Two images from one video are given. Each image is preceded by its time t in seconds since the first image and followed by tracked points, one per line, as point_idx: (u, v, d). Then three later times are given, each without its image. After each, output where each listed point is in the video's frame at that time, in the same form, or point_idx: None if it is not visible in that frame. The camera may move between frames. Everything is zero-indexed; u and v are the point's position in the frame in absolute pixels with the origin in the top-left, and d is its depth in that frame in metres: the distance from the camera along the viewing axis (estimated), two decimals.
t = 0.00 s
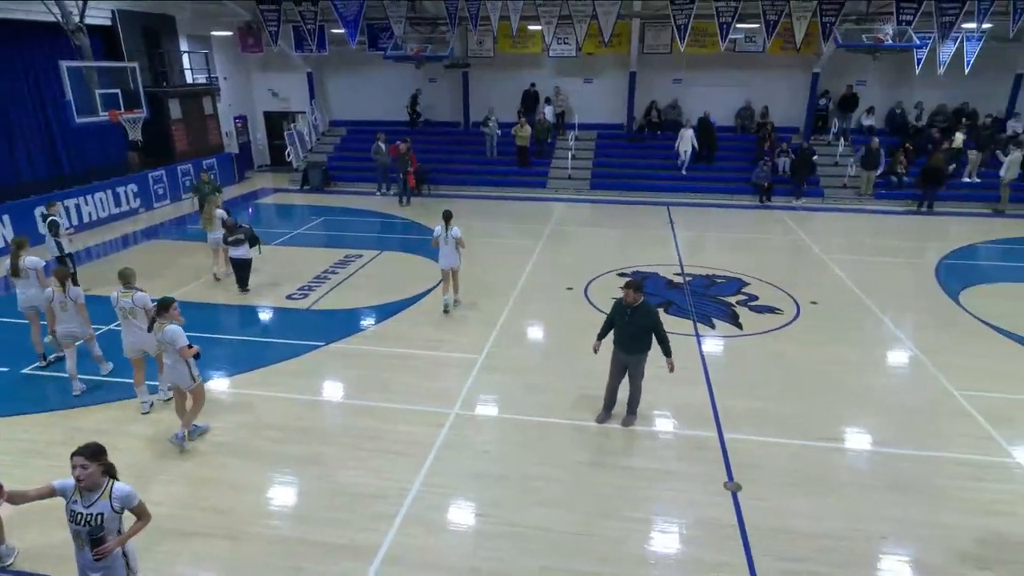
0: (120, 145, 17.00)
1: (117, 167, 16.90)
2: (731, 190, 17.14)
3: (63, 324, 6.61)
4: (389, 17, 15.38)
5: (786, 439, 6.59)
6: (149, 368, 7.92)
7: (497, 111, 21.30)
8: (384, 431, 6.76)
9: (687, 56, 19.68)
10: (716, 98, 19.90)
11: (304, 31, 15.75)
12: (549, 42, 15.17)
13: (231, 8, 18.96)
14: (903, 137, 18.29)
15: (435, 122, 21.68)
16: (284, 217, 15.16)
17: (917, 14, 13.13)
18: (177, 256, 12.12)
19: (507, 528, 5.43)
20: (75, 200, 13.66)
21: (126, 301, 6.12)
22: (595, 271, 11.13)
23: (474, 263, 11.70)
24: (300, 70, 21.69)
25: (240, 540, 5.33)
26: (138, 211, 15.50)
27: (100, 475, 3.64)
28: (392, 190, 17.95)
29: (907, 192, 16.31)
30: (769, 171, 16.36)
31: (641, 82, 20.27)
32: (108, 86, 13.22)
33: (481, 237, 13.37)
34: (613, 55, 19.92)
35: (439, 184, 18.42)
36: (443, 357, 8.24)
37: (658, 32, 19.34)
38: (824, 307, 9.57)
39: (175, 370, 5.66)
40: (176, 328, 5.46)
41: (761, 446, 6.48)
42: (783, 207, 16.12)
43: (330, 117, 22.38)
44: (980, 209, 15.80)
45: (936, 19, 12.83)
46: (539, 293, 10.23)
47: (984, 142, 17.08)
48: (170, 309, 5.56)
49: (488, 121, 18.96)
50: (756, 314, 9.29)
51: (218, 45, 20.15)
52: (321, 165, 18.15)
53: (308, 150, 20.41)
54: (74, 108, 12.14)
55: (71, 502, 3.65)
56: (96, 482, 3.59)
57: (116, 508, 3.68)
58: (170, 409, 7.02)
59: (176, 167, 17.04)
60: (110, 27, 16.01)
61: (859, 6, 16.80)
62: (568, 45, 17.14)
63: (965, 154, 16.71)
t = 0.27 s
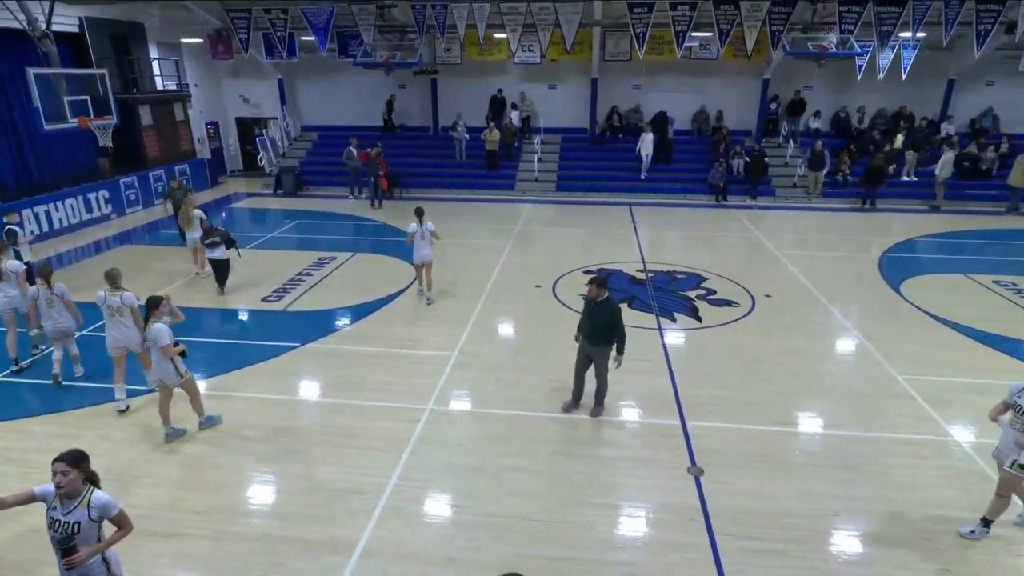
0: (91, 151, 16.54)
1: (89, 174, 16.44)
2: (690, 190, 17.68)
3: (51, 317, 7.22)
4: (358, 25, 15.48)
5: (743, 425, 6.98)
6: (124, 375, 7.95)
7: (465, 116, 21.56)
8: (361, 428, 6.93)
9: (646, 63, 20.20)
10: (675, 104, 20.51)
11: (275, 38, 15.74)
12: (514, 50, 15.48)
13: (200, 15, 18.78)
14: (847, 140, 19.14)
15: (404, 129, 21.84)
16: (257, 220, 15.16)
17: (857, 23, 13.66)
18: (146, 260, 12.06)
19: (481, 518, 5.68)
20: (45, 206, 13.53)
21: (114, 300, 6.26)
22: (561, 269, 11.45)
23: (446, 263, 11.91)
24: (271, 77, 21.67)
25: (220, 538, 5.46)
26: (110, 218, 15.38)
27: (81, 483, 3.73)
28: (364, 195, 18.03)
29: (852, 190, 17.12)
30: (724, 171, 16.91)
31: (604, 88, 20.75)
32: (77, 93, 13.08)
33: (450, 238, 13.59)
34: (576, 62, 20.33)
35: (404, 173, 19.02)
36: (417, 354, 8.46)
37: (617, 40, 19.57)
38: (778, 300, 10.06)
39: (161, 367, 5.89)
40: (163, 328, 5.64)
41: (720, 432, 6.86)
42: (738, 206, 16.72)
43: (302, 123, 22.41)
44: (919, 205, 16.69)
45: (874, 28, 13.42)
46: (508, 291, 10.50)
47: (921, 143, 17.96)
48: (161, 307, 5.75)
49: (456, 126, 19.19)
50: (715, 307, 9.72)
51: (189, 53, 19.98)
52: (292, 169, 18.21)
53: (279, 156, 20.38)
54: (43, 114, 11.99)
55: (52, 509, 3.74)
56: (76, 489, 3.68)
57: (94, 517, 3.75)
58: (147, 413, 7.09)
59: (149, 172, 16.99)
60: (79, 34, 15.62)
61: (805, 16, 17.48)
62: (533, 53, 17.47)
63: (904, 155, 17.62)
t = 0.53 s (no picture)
0: (74, 157, 16.21)
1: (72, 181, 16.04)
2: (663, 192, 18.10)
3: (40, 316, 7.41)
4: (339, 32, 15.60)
5: (715, 416, 7.28)
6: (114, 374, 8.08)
7: (445, 121, 21.76)
8: (347, 426, 7.09)
9: (619, 70, 20.61)
10: (649, 109, 20.96)
11: (257, 46, 15.86)
12: (492, 57, 15.72)
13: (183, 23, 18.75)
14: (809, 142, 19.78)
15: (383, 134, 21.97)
16: (240, 223, 15.17)
17: (819, 32, 14.24)
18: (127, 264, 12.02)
19: (466, 510, 5.88)
20: (28, 212, 13.34)
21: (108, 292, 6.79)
22: (540, 269, 11.71)
23: (427, 264, 12.09)
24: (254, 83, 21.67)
25: (210, 535, 5.56)
26: (94, 223, 15.21)
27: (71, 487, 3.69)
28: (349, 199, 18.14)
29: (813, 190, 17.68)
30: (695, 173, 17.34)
31: (579, 94, 21.12)
32: (58, 100, 13.04)
33: (429, 239, 13.76)
34: (551, 69, 20.67)
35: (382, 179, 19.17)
36: (401, 353, 8.63)
37: (591, 48, 19.34)
38: (748, 296, 10.45)
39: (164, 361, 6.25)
40: (166, 326, 5.98)
41: (695, 423, 7.17)
42: (708, 207, 17.15)
43: (285, 128, 22.48)
44: (877, 205, 17.32)
45: (834, 36, 13.96)
46: (488, 290, 10.72)
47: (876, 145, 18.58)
48: (163, 307, 6.02)
49: (437, 130, 19.38)
50: (688, 304, 10.07)
51: (173, 61, 19.94)
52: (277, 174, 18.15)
53: (265, 160, 20.67)
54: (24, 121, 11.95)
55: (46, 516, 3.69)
56: (71, 493, 3.64)
57: (91, 520, 3.73)
58: (135, 416, 7.17)
59: (135, 177, 16.94)
60: (60, 41, 15.47)
61: (768, 24, 18.01)
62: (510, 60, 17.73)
63: (862, 157, 18.26)
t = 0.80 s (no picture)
0: (73, 162, 16.20)
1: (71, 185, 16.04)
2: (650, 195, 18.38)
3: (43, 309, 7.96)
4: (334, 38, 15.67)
5: (702, 411, 7.52)
6: (116, 373, 8.21)
7: (438, 125, 21.91)
8: (345, 423, 7.25)
9: (607, 76, 20.85)
10: (637, 114, 21.23)
11: (253, 52, 15.92)
12: (483, 63, 15.88)
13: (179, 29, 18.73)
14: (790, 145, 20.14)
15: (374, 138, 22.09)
16: (238, 225, 15.27)
17: (799, 39, 14.45)
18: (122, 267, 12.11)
19: (461, 504, 6.05)
20: (26, 216, 13.30)
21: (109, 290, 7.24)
22: (531, 269, 11.90)
23: (420, 265, 12.25)
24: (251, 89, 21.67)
25: (210, 532, 5.69)
26: (93, 227, 15.21)
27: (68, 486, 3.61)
28: (344, 202, 18.29)
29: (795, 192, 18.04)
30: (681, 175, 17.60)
31: (569, 98, 21.33)
32: (58, 105, 12.90)
33: (421, 241, 13.92)
34: (541, 74, 20.86)
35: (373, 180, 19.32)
36: (395, 352, 8.79)
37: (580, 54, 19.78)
38: (732, 294, 10.71)
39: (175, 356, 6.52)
40: (176, 321, 6.25)
41: (682, 418, 7.39)
42: (693, 208, 17.43)
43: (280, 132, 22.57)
44: (854, 206, 17.72)
45: (814, 44, 14.24)
46: (481, 290, 10.90)
47: (855, 148, 18.97)
48: (173, 303, 6.27)
49: (429, 134, 19.54)
50: (674, 302, 10.31)
51: (168, 65, 19.93)
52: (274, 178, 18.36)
53: (261, 164, 20.95)
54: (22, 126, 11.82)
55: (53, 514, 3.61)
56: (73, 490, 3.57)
57: (99, 515, 3.67)
58: (135, 415, 7.29)
59: (133, 182, 16.95)
60: (58, 47, 15.36)
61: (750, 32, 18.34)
62: (501, 66, 17.88)
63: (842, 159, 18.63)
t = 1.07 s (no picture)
0: (84, 164, 16.59)
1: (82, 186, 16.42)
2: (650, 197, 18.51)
3: (62, 301, 8.26)
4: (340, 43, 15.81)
5: (699, 409, 7.66)
6: (128, 371, 8.36)
7: (442, 128, 22.08)
8: (350, 420, 7.39)
9: (609, 79, 20.99)
10: (638, 117, 21.37)
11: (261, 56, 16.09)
12: (486, 67, 16.00)
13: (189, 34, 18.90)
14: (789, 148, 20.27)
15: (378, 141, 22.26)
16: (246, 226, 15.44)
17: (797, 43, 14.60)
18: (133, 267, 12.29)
19: (463, 500, 6.19)
20: (39, 216, 13.47)
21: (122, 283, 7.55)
22: (532, 269, 12.05)
23: (424, 266, 12.39)
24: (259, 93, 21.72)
25: (218, 526, 5.83)
26: (105, 228, 15.39)
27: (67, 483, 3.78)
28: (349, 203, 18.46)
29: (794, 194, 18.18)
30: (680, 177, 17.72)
31: (570, 102, 21.48)
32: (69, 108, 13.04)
33: (424, 242, 14.07)
34: (543, 78, 21.02)
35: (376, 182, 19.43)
36: (399, 351, 8.94)
37: (582, 59, 19.16)
38: (731, 294, 10.84)
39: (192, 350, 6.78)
40: (197, 316, 6.52)
41: (681, 416, 7.53)
42: (693, 210, 17.56)
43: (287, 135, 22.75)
44: (852, 207, 17.82)
45: (811, 48, 14.40)
46: (484, 290, 11.04)
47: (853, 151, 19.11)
48: (193, 299, 6.54)
49: (434, 137, 19.71)
50: (674, 302, 10.45)
51: (178, 70, 20.11)
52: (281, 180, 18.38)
53: (267, 167, 20.88)
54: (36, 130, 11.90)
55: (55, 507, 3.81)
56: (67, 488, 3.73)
57: (86, 515, 3.79)
58: (145, 411, 7.44)
59: (145, 184, 17.16)
60: (71, 52, 15.58)
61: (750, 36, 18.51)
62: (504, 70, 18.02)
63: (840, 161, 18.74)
